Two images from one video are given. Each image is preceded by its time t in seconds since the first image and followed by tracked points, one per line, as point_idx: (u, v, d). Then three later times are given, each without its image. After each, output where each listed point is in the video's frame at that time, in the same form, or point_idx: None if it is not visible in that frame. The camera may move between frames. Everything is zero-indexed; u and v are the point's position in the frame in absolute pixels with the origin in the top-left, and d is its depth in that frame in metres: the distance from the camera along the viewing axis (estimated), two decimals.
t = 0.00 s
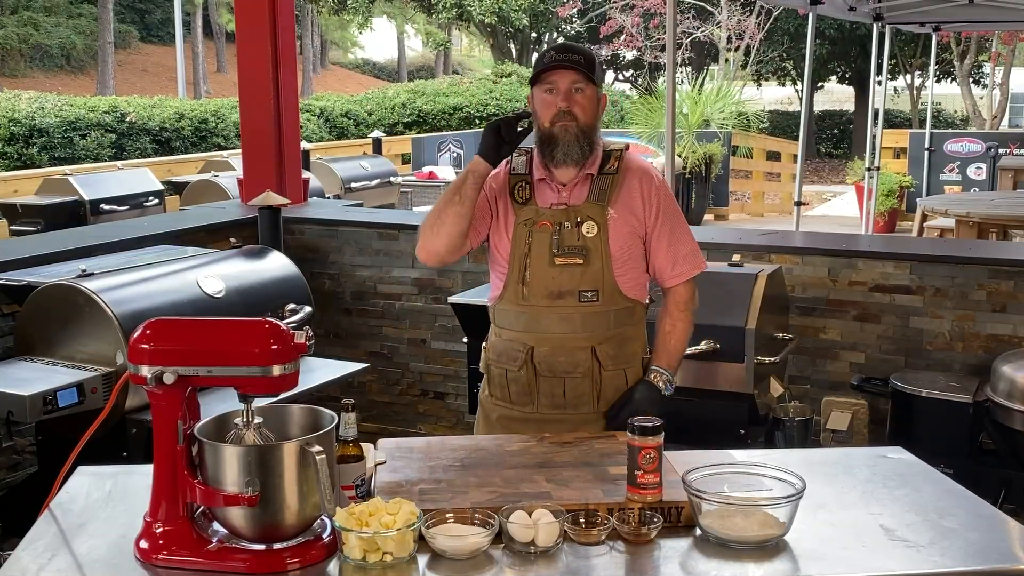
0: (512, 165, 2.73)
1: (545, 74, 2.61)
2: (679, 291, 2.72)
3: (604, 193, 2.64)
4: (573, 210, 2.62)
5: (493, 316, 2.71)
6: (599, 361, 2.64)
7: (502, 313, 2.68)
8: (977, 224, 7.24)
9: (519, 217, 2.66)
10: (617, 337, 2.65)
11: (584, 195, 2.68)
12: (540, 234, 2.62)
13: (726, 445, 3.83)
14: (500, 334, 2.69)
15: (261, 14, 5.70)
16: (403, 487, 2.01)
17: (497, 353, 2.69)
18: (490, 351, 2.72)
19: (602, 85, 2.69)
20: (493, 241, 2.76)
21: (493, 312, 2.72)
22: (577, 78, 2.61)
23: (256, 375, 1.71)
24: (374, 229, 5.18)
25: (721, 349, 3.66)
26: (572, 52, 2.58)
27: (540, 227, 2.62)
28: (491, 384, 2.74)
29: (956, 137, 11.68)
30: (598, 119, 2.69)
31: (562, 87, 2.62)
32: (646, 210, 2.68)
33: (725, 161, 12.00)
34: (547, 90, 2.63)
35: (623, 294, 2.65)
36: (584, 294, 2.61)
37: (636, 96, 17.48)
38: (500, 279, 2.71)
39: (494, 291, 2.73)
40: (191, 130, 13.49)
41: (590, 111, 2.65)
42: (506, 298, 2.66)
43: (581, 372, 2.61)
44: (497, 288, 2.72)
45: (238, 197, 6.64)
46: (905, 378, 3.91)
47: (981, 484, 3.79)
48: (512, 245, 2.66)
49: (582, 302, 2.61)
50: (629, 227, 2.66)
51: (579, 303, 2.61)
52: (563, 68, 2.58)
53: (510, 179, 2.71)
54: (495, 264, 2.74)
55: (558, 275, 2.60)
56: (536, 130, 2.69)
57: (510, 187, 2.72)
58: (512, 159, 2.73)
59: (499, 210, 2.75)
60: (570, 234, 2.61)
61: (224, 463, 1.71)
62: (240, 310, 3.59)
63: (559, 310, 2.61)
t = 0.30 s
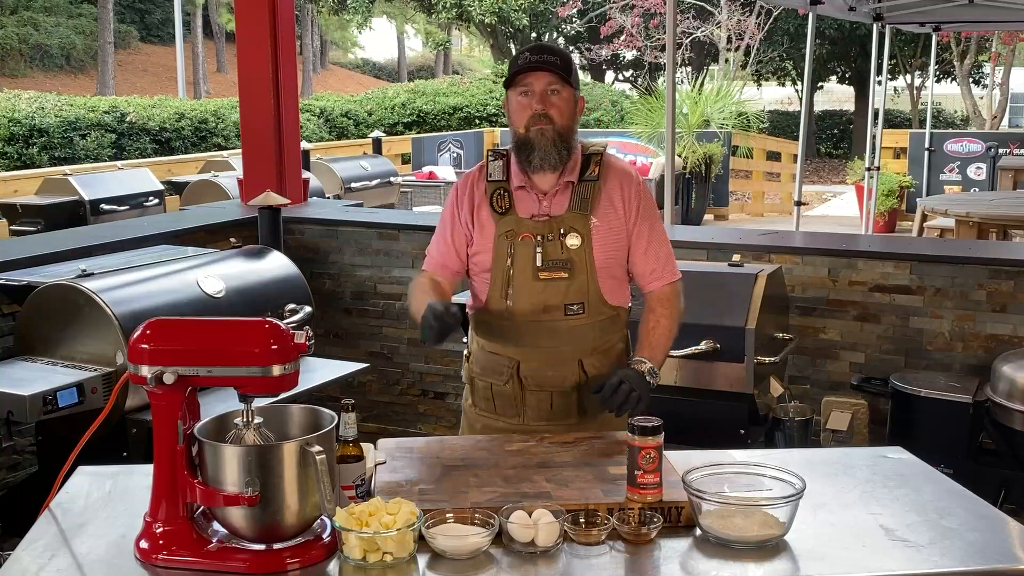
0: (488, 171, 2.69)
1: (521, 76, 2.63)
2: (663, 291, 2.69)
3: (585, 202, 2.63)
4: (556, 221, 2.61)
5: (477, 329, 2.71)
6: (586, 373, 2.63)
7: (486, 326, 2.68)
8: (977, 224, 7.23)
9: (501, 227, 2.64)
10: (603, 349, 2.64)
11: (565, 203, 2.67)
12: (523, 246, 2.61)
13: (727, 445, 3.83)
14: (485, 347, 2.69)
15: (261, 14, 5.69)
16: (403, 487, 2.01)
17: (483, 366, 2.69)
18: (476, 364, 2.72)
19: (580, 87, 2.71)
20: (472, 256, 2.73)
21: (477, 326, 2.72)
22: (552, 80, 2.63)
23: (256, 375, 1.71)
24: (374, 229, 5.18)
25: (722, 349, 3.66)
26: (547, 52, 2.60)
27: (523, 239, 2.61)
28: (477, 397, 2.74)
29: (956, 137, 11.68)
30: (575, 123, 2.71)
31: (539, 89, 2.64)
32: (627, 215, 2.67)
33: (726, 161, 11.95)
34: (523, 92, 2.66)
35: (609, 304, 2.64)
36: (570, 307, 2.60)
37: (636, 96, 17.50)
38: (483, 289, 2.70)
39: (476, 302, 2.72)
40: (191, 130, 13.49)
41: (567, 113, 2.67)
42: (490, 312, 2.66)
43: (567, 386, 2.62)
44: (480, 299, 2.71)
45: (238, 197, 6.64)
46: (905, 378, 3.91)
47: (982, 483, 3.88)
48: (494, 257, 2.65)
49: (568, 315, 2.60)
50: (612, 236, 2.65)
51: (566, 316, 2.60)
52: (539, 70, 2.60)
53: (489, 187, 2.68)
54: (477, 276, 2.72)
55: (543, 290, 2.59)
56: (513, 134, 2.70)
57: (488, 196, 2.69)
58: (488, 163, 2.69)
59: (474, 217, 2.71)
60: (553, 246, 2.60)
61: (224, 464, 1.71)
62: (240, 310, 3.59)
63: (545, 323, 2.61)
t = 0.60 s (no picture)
0: (461, 177, 2.60)
1: (493, 76, 2.58)
2: (639, 298, 2.63)
3: (563, 207, 2.54)
4: (533, 227, 2.52)
5: (451, 337, 2.62)
6: (564, 384, 2.59)
7: (460, 335, 2.59)
8: (977, 224, 7.24)
9: (476, 234, 2.54)
10: (580, 358, 2.61)
11: (542, 207, 2.60)
12: (499, 252, 2.52)
13: (727, 445, 3.83)
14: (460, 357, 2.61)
15: (261, 15, 5.69)
16: (402, 487, 2.01)
17: (457, 377, 2.62)
18: (449, 374, 2.65)
19: (555, 89, 2.66)
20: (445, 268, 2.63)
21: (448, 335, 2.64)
22: (526, 79, 2.58)
23: (256, 375, 1.71)
24: (373, 229, 5.18)
25: (722, 349, 3.67)
26: (520, 52, 2.56)
27: (500, 245, 2.52)
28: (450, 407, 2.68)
29: (956, 137, 11.68)
30: (549, 125, 2.65)
31: (512, 90, 2.58)
32: (606, 220, 2.60)
33: (726, 161, 11.91)
34: (496, 92, 2.60)
35: (587, 312, 2.58)
36: (548, 316, 2.53)
37: (636, 96, 17.52)
38: (458, 297, 2.61)
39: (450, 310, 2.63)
40: (191, 130, 13.49)
41: (541, 115, 2.62)
42: (464, 321, 2.57)
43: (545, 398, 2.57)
44: (454, 307, 2.61)
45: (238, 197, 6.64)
46: (906, 379, 3.91)
47: (982, 483, 3.88)
48: (468, 266, 2.55)
49: (546, 324, 2.53)
50: (591, 243, 2.58)
51: (544, 325, 2.53)
52: (511, 69, 2.55)
53: (461, 193, 2.59)
54: (451, 286, 2.62)
55: (521, 298, 2.51)
56: (485, 137, 2.64)
57: (462, 202, 2.59)
58: (462, 169, 2.60)
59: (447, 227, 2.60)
60: (531, 252, 2.51)
61: (224, 464, 1.70)
62: (240, 310, 3.59)
63: (522, 333, 2.53)
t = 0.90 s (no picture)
0: (448, 177, 2.58)
1: (481, 78, 2.52)
2: (636, 298, 2.65)
3: (552, 208, 2.55)
4: (523, 228, 2.51)
5: (435, 343, 2.57)
6: (553, 390, 2.55)
7: (446, 341, 2.54)
8: (977, 224, 7.24)
9: (464, 235, 2.53)
10: (569, 363, 2.57)
11: (530, 209, 2.58)
12: (488, 255, 2.50)
13: (727, 445, 3.84)
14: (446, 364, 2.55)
15: (261, 14, 5.68)
16: (401, 487, 2.01)
17: (442, 385, 2.56)
18: (432, 381, 2.59)
19: (543, 88, 2.61)
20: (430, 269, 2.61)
21: (433, 341, 2.58)
22: (515, 82, 2.53)
23: (256, 375, 1.71)
24: (373, 229, 5.18)
25: (722, 349, 3.67)
26: (509, 52, 2.51)
27: (488, 247, 2.50)
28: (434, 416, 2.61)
29: (956, 137, 11.67)
30: (539, 127, 2.61)
31: (500, 93, 2.54)
32: (597, 221, 2.61)
33: (726, 162, 11.90)
34: (484, 95, 2.55)
35: (576, 316, 2.55)
36: (537, 319, 2.50)
37: (636, 96, 17.53)
38: (442, 300, 2.57)
39: (434, 315, 2.58)
40: (191, 130, 13.49)
41: (529, 117, 2.58)
42: (450, 325, 2.53)
43: (534, 404, 2.53)
44: (439, 311, 2.57)
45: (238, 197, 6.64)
46: (905, 378, 3.91)
47: (981, 483, 3.86)
48: (455, 269, 2.52)
49: (535, 327, 2.50)
50: (581, 245, 2.58)
51: (533, 328, 2.50)
52: (500, 72, 2.50)
53: (448, 193, 2.57)
54: (436, 289, 2.58)
55: (510, 300, 2.48)
56: (473, 137, 2.60)
57: (448, 202, 2.58)
58: (447, 169, 2.59)
59: (434, 228, 2.58)
60: (520, 254, 2.49)
61: (224, 463, 1.70)
62: (240, 310, 3.59)
63: (511, 337, 2.50)
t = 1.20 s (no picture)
0: (441, 176, 2.57)
1: (475, 80, 2.51)
2: (634, 298, 2.65)
3: (546, 205, 2.54)
4: (517, 225, 2.51)
5: (430, 344, 2.57)
6: (551, 389, 2.54)
7: (441, 341, 2.54)
8: (977, 224, 7.24)
9: (458, 233, 2.52)
10: (566, 362, 2.56)
11: (524, 206, 2.58)
12: (482, 252, 2.49)
13: (727, 445, 3.84)
14: (443, 365, 2.54)
15: (261, 13, 5.68)
16: (401, 487, 2.01)
17: (439, 386, 2.55)
18: (428, 383, 2.57)
19: (538, 87, 2.59)
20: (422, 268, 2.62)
21: (428, 342, 2.58)
22: (509, 84, 2.52)
23: (256, 375, 1.71)
24: (373, 229, 5.18)
25: (722, 349, 3.67)
26: (503, 53, 2.49)
27: (482, 244, 2.49)
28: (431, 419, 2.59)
29: (956, 137, 11.66)
30: (534, 126, 2.60)
31: (494, 95, 2.52)
32: (592, 220, 2.61)
33: (726, 162, 11.89)
34: (478, 96, 2.54)
35: (572, 315, 2.55)
36: (532, 317, 2.49)
37: (636, 96, 17.54)
38: (437, 299, 2.57)
39: (428, 315, 2.58)
40: (191, 130, 13.49)
41: (525, 118, 2.56)
42: (445, 325, 2.53)
43: (531, 404, 2.52)
44: (433, 312, 2.57)
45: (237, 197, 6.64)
46: (905, 379, 3.91)
47: (982, 483, 3.87)
48: (450, 267, 2.52)
49: (530, 325, 2.50)
50: (576, 242, 2.58)
51: (528, 326, 2.50)
52: (494, 73, 2.48)
53: (441, 192, 2.57)
54: (430, 289, 2.58)
55: (505, 298, 2.47)
56: (466, 137, 2.59)
57: (442, 202, 2.57)
58: (441, 168, 2.58)
59: (427, 226, 2.58)
60: (514, 251, 2.49)
61: (224, 463, 1.70)
62: (240, 310, 3.59)
63: (508, 335, 2.49)
